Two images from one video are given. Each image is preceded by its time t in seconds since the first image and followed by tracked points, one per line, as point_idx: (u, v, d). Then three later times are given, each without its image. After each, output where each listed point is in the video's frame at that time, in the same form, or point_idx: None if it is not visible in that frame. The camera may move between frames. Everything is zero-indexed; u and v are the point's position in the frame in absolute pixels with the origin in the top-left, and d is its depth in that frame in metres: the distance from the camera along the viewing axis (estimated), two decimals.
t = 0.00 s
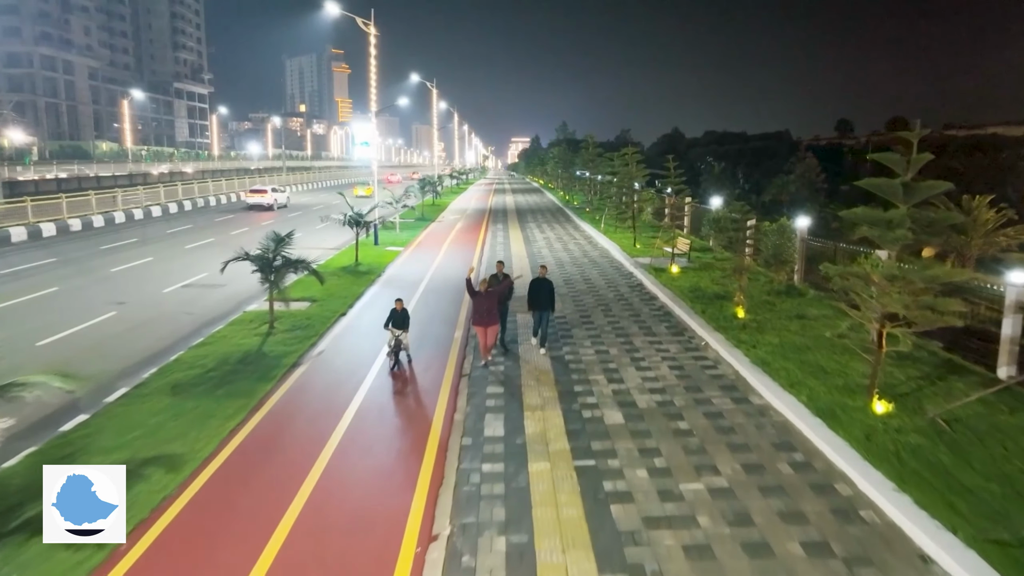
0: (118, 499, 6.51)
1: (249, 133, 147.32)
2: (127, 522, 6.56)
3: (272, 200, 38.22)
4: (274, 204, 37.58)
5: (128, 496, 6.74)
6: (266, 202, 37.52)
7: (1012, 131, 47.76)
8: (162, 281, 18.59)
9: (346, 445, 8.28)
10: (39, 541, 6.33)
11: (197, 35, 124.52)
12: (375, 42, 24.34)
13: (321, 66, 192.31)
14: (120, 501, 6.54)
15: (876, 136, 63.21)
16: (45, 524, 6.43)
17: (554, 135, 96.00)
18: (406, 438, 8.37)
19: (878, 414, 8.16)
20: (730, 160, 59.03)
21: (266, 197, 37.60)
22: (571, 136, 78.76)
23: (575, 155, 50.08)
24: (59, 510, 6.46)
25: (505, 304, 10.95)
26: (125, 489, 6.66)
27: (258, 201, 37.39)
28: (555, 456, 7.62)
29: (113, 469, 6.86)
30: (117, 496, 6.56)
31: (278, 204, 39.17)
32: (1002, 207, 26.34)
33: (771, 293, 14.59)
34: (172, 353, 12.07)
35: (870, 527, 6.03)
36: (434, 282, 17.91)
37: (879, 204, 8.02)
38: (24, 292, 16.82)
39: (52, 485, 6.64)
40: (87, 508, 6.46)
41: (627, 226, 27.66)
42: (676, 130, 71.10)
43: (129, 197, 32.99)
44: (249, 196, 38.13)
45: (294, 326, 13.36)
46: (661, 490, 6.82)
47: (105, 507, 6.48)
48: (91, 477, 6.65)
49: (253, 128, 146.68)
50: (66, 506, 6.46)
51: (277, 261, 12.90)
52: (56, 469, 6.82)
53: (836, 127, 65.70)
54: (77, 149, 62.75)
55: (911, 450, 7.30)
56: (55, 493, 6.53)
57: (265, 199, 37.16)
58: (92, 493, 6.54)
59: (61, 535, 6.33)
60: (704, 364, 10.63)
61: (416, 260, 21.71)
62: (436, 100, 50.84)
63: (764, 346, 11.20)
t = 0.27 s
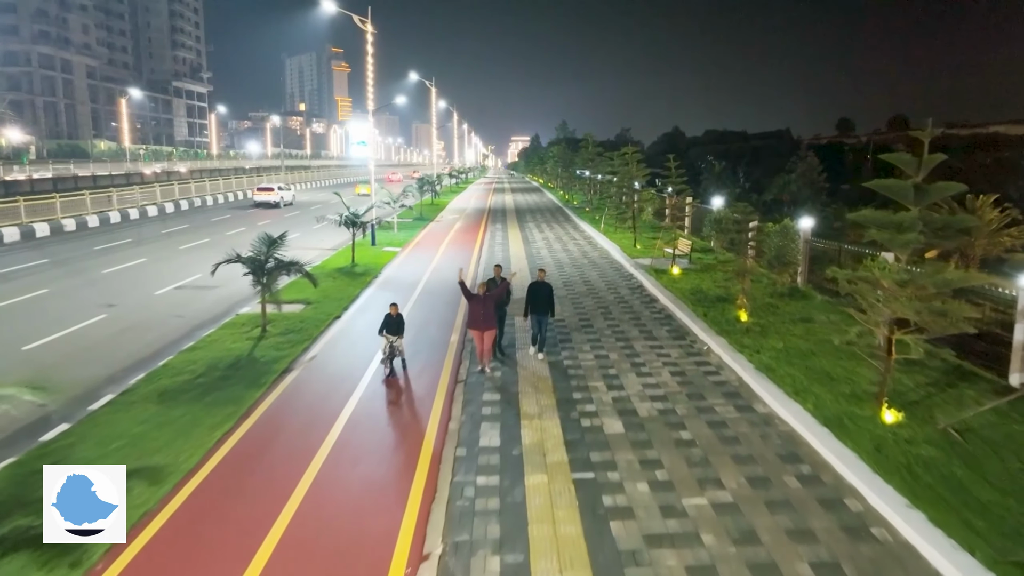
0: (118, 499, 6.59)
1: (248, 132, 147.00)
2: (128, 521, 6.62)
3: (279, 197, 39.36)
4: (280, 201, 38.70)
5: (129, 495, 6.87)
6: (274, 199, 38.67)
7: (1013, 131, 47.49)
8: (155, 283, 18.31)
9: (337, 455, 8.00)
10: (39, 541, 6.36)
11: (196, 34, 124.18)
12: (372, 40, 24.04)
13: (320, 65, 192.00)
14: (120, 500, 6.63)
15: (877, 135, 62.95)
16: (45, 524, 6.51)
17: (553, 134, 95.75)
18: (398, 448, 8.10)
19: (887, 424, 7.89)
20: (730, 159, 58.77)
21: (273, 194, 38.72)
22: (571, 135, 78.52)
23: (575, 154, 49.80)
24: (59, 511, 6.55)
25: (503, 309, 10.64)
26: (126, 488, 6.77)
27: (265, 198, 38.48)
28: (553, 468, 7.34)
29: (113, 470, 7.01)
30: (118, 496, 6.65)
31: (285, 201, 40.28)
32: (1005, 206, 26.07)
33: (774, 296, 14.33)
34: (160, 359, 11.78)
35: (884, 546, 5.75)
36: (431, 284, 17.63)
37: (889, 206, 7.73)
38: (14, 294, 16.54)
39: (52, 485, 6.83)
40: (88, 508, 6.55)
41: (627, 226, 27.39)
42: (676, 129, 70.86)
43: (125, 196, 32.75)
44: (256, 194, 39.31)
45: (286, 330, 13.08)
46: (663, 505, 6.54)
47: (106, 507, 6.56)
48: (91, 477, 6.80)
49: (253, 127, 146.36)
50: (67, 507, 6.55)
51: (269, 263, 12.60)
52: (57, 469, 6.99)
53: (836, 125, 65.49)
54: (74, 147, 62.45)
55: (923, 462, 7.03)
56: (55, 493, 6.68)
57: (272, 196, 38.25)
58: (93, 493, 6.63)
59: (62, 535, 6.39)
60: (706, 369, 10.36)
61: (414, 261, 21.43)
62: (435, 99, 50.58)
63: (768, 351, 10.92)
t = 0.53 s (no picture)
0: (119, 499, 6.62)
1: (248, 131, 146.70)
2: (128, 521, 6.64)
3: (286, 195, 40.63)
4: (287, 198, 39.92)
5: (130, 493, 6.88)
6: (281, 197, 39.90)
7: (1015, 129, 47.22)
8: (148, 284, 18.02)
9: (327, 466, 7.74)
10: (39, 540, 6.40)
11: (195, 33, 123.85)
12: (369, 38, 23.75)
13: (320, 64, 191.69)
14: (120, 501, 6.64)
15: (878, 135, 62.71)
16: (46, 523, 6.55)
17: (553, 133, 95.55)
18: (391, 459, 7.83)
19: (898, 434, 7.60)
20: (730, 158, 58.49)
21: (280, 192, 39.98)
22: (571, 134, 78.33)
23: (574, 153, 49.51)
24: (59, 510, 6.59)
25: (501, 314, 10.33)
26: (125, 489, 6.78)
27: (272, 196, 39.68)
28: (550, 481, 7.06)
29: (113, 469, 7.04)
30: (117, 496, 6.66)
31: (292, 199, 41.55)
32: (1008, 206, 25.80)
33: (777, 298, 14.05)
34: (149, 363, 11.48)
35: (898, 567, 5.47)
36: (427, 286, 17.35)
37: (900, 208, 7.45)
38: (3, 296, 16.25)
39: (54, 484, 6.89)
40: (88, 507, 6.57)
41: (627, 226, 27.11)
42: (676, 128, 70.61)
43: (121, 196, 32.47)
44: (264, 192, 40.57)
45: (279, 333, 12.81)
46: (665, 521, 6.26)
47: (105, 508, 6.58)
48: (91, 477, 6.80)
49: (252, 126, 146.11)
50: (67, 507, 6.58)
51: (261, 265, 12.31)
52: (59, 468, 7.04)
53: (837, 125, 65.29)
54: (73, 146, 62.19)
55: (936, 475, 6.76)
56: (55, 493, 6.72)
57: (279, 194, 39.44)
58: (92, 493, 6.64)
59: (62, 535, 6.43)
60: (709, 375, 10.08)
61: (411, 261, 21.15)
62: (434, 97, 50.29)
63: (772, 356, 10.64)
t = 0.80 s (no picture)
0: (119, 498, 6.76)
1: (247, 129, 146.24)
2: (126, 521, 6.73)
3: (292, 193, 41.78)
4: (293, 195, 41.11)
5: (128, 492, 7.15)
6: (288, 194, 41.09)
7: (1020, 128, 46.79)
8: (139, 286, 17.68)
9: (315, 480, 7.39)
10: (39, 539, 6.39)
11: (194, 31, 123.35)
12: (365, 35, 23.37)
13: (319, 62, 191.19)
14: (119, 500, 6.79)
15: (879, 134, 62.33)
16: (45, 523, 6.58)
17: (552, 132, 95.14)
18: (381, 474, 7.47)
19: (911, 446, 7.27)
20: (731, 157, 58.10)
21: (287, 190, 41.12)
22: (571, 132, 77.89)
23: (574, 152, 49.08)
24: (59, 510, 6.71)
25: (498, 321, 9.98)
26: (125, 487, 7.05)
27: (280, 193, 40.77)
28: (547, 499, 6.71)
29: (111, 472, 7.34)
30: (117, 496, 6.84)
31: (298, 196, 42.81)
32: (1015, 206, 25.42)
33: (781, 301, 13.71)
34: (135, 370, 11.13)
35: None
36: (423, 288, 17.00)
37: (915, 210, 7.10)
38: None
39: (54, 485, 7.11)
40: (89, 507, 6.67)
41: (627, 226, 26.73)
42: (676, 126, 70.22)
43: (116, 195, 32.11)
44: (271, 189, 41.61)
45: (271, 338, 12.48)
46: (667, 542, 5.92)
47: (105, 507, 6.68)
48: (92, 477, 7.12)
49: (251, 124, 145.73)
50: (67, 506, 6.70)
51: (251, 268, 11.98)
52: (58, 471, 7.31)
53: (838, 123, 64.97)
54: (70, 145, 61.83)
55: (952, 491, 6.44)
56: (55, 493, 6.89)
57: (286, 191, 40.56)
58: (93, 493, 6.83)
59: (62, 534, 6.45)
60: (712, 383, 9.73)
61: (408, 262, 20.84)
62: (433, 96, 49.89)
63: (777, 362, 10.30)
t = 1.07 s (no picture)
0: (119, 498, 6.75)
1: (246, 128, 145.83)
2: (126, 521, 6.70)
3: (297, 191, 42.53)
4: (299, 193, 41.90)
5: (127, 492, 7.16)
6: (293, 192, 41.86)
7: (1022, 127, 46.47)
8: (132, 288, 17.37)
9: (304, 491, 7.11)
10: (38, 540, 6.37)
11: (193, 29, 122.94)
12: (362, 32, 23.06)
13: (319, 61, 190.80)
14: (119, 500, 6.78)
15: (880, 133, 62.06)
16: (45, 524, 6.57)
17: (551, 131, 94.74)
18: (373, 486, 7.19)
19: (923, 458, 7.00)
20: (732, 156, 57.79)
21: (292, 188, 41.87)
22: (570, 131, 77.55)
23: (573, 151, 48.78)
24: (59, 510, 6.71)
25: (495, 326, 9.65)
26: (125, 487, 7.05)
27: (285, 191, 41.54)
28: (544, 514, 6.43)
29: (112, 472, 7.37)
30: (117, 496, 6.82)
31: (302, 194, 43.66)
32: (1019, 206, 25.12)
33: (785, 304, 13.42)
34: (124, 375, 10.82)
35: None
36: (420, 290, 16.71)
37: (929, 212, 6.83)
38: None
39: (53, 485, 7.15)
40: (89, 507, 6.67)
41: (627, 226, 26.43)
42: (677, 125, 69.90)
43: (111, 195, 31.79)
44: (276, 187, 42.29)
45: (263, 341, 12.20)
46: (670, 562, 5.64)
47: (105, 507, 6.66)
48: (92, 477, 7.15)
49: (250, 123, 145.37)
50: (67, 506, 6.70)
51: (242, 271, 11.67)
52: (55, 472, 7.34)
53: (838, 122, 64.70)
54: (67, 144, 61.46)
55: (967, 506, 6.16)
56: (55, 493, 6.90)
57: (292, 189, 41.34)
58: (93, 493, 6.81)
59: (62, 535, 6.43)
60: (716, 389, 9.45)
61: (404, 263, 20.56)
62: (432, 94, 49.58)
63: (782, 367, 10.02)
